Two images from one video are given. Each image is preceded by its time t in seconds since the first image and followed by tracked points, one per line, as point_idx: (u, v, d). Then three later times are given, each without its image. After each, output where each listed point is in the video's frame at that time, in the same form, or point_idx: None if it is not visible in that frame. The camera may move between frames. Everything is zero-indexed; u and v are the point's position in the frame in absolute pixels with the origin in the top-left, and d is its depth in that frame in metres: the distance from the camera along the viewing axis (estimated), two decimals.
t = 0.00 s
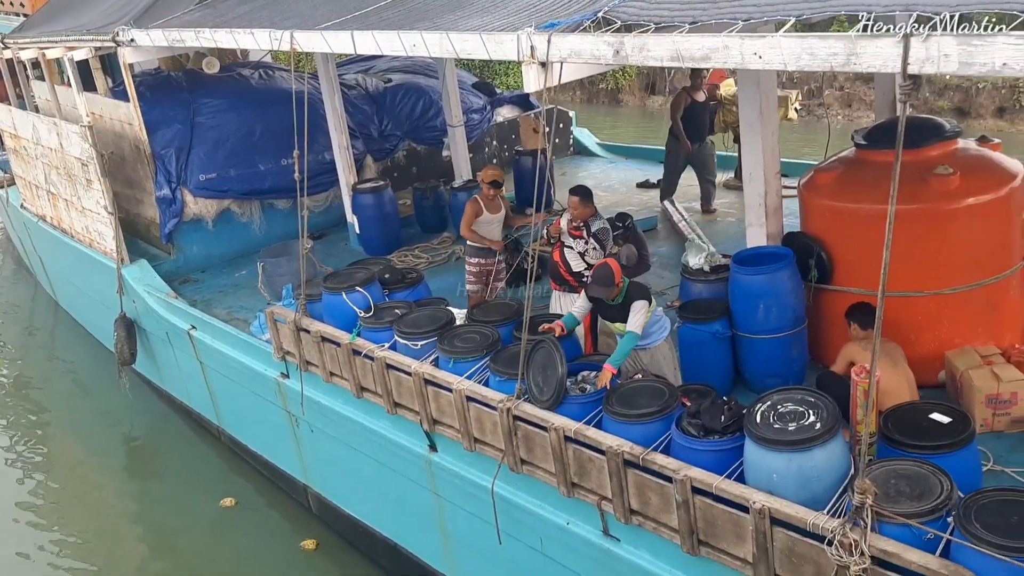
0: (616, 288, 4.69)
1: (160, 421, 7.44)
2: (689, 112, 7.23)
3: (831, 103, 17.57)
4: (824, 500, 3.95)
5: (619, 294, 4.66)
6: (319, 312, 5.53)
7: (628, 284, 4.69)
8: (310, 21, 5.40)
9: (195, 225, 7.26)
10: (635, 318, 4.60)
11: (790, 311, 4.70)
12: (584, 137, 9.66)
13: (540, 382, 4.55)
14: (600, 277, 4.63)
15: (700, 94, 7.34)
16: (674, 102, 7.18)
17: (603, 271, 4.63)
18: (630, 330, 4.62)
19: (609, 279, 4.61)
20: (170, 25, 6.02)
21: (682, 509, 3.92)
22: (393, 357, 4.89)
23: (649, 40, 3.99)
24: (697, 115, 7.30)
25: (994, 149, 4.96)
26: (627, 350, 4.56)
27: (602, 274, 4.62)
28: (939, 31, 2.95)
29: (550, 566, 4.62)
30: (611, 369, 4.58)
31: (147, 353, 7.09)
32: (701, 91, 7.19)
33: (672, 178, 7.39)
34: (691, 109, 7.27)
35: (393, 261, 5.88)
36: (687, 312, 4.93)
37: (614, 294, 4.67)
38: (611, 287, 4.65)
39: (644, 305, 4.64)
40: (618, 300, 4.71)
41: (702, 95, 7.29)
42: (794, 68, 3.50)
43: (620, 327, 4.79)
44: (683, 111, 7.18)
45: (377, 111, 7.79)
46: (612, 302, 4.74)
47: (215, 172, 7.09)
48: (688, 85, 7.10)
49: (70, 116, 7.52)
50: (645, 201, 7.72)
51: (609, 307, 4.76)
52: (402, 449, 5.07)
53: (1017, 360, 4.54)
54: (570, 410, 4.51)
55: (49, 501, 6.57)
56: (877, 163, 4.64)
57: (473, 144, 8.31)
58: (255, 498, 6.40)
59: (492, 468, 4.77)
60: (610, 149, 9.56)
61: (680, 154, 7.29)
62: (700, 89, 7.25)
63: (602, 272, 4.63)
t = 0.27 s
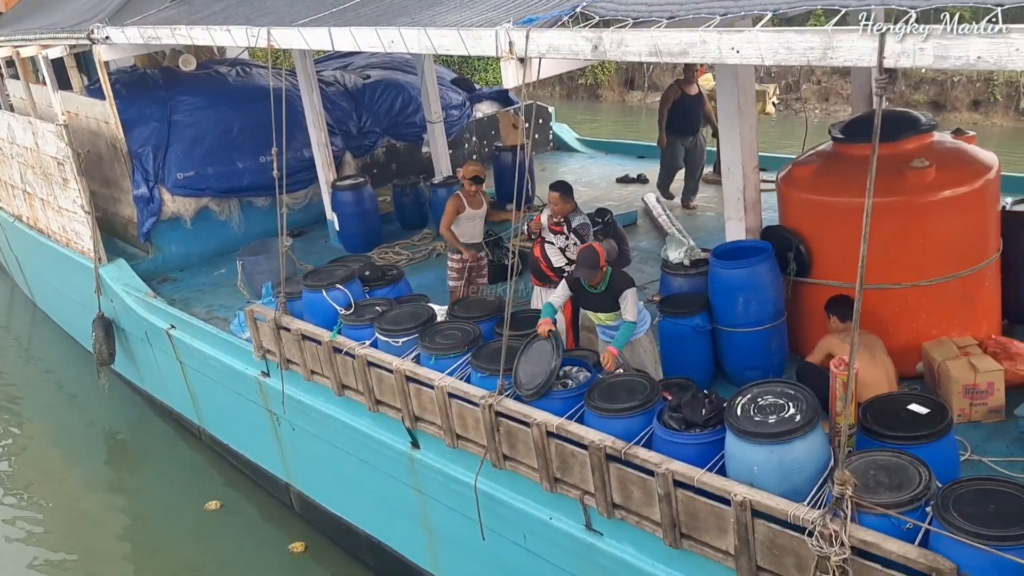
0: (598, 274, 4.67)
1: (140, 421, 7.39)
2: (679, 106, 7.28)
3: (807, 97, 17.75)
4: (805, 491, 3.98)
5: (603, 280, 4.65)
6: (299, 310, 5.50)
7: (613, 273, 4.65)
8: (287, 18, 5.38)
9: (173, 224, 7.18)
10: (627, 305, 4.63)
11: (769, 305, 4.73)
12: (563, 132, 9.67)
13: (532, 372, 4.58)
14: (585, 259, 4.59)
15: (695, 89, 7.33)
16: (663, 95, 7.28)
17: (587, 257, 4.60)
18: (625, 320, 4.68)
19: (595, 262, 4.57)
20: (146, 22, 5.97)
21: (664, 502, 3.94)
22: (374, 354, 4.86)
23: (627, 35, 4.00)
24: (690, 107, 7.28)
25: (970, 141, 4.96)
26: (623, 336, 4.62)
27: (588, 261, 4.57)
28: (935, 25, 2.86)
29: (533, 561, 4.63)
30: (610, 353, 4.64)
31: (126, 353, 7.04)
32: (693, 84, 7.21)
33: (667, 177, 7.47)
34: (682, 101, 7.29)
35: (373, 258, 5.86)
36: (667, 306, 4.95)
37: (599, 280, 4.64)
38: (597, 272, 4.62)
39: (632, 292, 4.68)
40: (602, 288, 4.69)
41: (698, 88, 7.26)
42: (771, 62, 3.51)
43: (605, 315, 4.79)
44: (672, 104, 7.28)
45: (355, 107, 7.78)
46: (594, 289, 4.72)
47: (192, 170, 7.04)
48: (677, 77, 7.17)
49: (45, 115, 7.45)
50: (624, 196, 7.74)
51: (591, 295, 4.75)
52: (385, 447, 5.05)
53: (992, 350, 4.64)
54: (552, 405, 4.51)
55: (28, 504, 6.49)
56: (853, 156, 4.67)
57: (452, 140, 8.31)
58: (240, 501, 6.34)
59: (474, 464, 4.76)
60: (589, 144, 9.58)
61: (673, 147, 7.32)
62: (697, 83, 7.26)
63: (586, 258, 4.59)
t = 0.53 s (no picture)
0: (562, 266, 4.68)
1: (99, 424, 7.28)
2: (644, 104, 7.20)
3: (765, 92, 18.00)
4: (765, 483, 4.02)
5: (571, 273, 4.67)
6: (259, 309, 5.45)
7: (579, 266, 4.64)
8: (244, 13, 5.34)
9: (130, 223, 7.15)
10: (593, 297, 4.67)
11: (728, 299, 4.77)
12: (524, 128, 9.69)
13: (509, 368, 4.63)
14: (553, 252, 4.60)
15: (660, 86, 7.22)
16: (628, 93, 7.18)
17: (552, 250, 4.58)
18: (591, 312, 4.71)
19: (564, 255, 4.56)
20: (100, 18, 5.89)
21: (626, 496, 3.97)
22: (335, 352, 4.84)
23: (586, 31, 4.01)
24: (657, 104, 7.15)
25: (923, 136, 5.04)
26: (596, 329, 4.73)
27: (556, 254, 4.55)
28: (935, 23, 2.73)
29: (497, 557, 4.63)
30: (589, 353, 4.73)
31: (82, 354, 6.96)
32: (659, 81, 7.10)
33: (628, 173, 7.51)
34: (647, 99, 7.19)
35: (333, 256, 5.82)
36: (628, 301, 4.98)
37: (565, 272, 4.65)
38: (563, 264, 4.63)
39: (597, 285, 4.71)
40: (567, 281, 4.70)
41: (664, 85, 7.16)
42: (727, 58, 3.54)
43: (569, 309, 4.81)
44: (637, 102, 7.19)
45: (314, 104, 7.78)
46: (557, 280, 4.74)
47: (149, 169, 6.99)
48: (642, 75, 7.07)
49: None
50: (586, 191, 7.78)
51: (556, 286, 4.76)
52: (347, 446, 5.02)
53: (946, 341, 4.74)
54: (515, 401, 4.50)
55: None
56: (809, 152, 4.73)
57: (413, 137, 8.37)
58: (204, 507, 6.24)
59: (438, 462, 4.75)
60: (550, 140, 9.62)
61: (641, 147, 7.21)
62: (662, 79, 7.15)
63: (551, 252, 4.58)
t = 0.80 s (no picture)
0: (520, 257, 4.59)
1: (44, 430, 7.13)
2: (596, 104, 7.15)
3: (712, 88, 18.30)
4: (713, 473, 4.05)
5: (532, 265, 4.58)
6: (206, 309, 5.38)
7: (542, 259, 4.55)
8: (187, 10, 5.28)
9: (72, 223, 7.16)
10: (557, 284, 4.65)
11: (676, 292, 4.82)
12: (474, 124, 9.71)
13: (462, 365, 4.60)
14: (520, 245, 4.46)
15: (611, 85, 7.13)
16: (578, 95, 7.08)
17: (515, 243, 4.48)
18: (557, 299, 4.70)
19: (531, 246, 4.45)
20: (38, 15, 5.82)
21: (578, 490, 4.00)
22: (283, 352, 4.80)
23: (531, 27, 4.00)
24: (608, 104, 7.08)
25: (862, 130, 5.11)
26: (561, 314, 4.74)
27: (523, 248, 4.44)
28: (934, 21, 2.64)
29: (450, 554, 4.63)
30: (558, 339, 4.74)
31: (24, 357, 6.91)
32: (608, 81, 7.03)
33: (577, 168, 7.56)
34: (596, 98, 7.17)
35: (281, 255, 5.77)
36: (578, 296, 5.00)
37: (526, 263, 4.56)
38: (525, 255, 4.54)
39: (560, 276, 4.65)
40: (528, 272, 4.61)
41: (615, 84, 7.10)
42: (671, 54, 3.57)
43: (530, 302, 4.69)
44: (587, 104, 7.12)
45: (260, 100, 7.73)
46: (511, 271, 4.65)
47: (91, 168, 6.97)
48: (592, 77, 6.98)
49: None
50: (535, 187, 7.82)
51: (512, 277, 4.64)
52: (297, 446, 4.98)
53: (888, 330, 4.85)
54: (466, 397, 4.49)
55: None
56: (752, 146, 4.79)
57: (361, 133, 8.42)
58: (159, 514, 6.12)
59: (389, 461, 4.72)
60: (499, 136, 9.65)
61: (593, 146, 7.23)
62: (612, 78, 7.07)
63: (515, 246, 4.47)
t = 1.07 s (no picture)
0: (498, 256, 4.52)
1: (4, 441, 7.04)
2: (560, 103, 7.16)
3: (672, 86, 18.53)
4: (675, 470, 4.07)
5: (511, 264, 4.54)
6: (165, 314, 5.32)
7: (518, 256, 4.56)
8: (142, 11, 5.27)
9: (27, 229, 7.12)
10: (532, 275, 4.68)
11: (638, 290, 4.84)
12: (435, 124, 9.75)
13: (426, 367, 4.59)
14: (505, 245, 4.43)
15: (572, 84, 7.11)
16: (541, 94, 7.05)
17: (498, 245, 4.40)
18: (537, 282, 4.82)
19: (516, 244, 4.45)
20: None
21: (543, 489, 3.99)
22: (245, 356, 4.77)
23: (490, 27, 3.98)
24: (570, 105, 7.08)
25: (818, 126, 5.16)
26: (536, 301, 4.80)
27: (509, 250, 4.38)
28: (935, 22, 2.54)
29: (417, 556, 4.63)
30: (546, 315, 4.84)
31: None
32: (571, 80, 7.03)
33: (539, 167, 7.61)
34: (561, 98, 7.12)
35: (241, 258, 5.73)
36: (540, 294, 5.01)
37: (506, 263, 4.50)
38: (506, 255, 4.49)
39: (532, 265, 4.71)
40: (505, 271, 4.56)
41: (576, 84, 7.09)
42: (628, 53, 3.57)
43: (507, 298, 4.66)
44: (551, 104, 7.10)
45: (218, 102, 7.72)
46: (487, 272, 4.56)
47: (46, 172, 6.92)
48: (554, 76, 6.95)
49: None
50: (497, 185, 7.87)
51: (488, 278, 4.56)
52: (262, 450, 4.96)
53: (845, 323, 4.91)
54: (430, 399, 4.48)
55: None
56: (710, 144, 4.83)
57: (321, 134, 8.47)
58: (126, 524, 6.05)
59: (354, 464, 4.71)
60: (460, 135, 9.70)
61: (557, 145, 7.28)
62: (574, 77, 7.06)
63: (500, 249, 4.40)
